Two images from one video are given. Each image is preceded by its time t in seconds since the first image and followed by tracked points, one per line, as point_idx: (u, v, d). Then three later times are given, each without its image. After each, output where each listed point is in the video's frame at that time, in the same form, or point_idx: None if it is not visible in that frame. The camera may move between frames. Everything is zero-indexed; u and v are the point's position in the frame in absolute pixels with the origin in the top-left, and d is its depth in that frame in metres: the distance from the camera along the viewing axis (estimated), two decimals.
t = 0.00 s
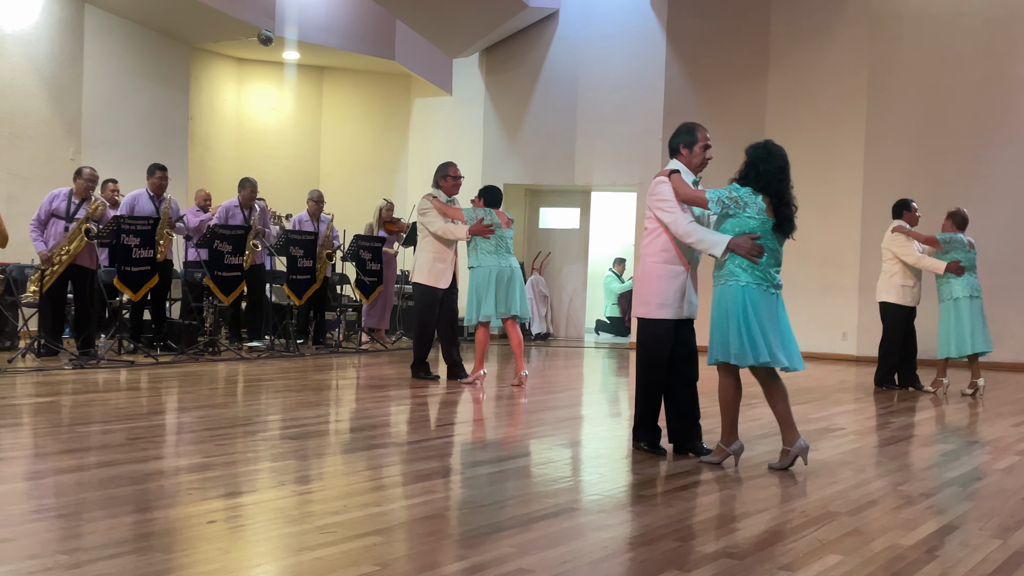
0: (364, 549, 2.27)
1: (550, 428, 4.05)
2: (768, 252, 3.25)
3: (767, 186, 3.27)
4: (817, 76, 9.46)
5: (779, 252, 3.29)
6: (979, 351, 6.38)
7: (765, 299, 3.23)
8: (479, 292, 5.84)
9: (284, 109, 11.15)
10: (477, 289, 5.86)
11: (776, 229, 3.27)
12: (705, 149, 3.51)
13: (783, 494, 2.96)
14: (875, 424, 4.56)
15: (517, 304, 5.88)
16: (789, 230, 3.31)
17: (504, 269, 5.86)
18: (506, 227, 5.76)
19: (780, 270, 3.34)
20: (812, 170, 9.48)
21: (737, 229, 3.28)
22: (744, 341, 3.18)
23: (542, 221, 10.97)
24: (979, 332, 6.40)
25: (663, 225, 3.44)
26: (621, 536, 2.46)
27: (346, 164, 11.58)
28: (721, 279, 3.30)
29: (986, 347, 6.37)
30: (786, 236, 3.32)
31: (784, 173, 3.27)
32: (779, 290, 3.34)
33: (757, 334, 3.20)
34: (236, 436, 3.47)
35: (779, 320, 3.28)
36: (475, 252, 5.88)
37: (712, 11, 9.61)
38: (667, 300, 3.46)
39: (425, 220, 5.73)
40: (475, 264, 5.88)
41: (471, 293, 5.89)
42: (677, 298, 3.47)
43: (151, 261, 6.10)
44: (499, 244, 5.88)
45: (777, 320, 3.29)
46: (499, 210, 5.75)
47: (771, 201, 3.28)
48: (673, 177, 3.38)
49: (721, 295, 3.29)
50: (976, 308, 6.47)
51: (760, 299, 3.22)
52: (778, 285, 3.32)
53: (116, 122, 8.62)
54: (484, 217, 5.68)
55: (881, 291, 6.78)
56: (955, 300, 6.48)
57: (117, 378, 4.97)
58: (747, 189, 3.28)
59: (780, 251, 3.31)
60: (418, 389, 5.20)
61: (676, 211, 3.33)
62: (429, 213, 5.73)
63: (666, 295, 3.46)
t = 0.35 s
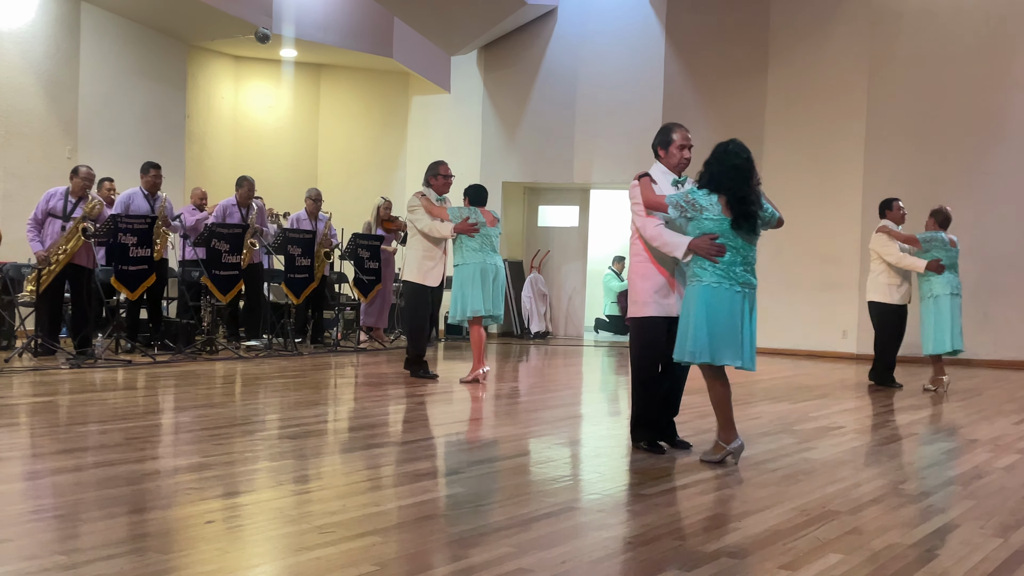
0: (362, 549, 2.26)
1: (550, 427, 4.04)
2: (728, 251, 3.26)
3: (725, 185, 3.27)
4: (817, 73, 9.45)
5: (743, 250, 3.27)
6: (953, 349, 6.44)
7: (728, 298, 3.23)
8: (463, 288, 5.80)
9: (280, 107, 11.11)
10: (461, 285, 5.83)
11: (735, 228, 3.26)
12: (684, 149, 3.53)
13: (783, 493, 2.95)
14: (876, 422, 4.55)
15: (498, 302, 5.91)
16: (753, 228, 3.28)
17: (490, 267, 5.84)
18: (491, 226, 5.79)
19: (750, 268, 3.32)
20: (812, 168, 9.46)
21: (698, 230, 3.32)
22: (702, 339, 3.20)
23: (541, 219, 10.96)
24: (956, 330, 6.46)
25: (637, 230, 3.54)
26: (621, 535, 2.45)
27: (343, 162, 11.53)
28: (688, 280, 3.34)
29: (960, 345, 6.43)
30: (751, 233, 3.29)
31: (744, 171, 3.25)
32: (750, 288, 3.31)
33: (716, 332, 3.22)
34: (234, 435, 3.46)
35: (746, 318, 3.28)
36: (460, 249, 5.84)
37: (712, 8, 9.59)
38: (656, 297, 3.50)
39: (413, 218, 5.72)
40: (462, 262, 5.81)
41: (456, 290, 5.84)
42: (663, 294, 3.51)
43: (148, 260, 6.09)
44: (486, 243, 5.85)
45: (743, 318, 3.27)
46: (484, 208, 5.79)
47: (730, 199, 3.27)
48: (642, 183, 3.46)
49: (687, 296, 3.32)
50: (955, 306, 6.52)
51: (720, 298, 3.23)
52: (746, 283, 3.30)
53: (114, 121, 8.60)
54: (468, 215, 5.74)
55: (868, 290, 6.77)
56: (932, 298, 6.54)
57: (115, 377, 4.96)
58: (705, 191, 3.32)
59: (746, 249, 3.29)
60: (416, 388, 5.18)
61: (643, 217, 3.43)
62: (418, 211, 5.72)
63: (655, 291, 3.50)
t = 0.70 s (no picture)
0: (358, 545, 2.26)
1: (547, 423, 4.04)
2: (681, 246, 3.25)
3: (677, 180, 3.26)
4: (814, 70, 9.45)
5: (697, 245, 3.24)
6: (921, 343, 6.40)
7: (682, 292, 3.22)
8: (441, 285, 5.68)
9: (277, 103, 11.10)
10: (438, 282, 5.70)
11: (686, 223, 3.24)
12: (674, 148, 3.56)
13: (779, 488, 2.95)
14: (873, 418, 4.55)
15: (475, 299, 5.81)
16: (707, 222, 3.24)
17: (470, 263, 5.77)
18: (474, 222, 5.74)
19: (710, 262, 3.27)
20: (810, 164, 9.46)
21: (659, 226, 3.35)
22: (656, 336, 3.23)
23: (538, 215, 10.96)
24: (926, 324, 6.40)
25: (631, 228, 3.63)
26: (618, 530, 2.45)
27: (340, 158, 11.49)
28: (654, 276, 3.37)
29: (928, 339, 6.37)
30: (707, 228, 3.25)
31: (695, 167, 3.23)
32: (712, 283, 3.27)
33: (669, 327, 3.22)
34: (231, 432, 3.46)
35: (705, 312, 3.23)
36: (439, 246, 5.73)
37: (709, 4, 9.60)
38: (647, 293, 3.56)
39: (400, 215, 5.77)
40: (444, 259, 5.68)
41: (436, 287, 5.70)
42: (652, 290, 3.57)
43: (144, 256, 6.08)
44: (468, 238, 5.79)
45: (701, 312, 3.23)
46: (465, 204, 5.77)
47: (681, 194, 3.26)
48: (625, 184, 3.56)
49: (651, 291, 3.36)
50: (923, 301, 6.46)
51: (673, 293, 3.22)
52: (706, 277, 3.26)
53: (110, 117, 8.58)
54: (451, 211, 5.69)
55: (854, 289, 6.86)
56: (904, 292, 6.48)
57: (111, 374, 4.96)
58: (663, 188, 3.33)
59: (703, 244, 3.25)
60: (413, 385, 5.19)
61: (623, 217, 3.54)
62: (404, 207, 5.76)
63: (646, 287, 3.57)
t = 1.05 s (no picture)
0: (355, 539, 2.26)
1: (543, 418, 4.05)
2: (634, 240, 3.38)
3: (635, 177, 3.40)
4: (812, 65, 9.44)
5: (649, 239, 3.34)
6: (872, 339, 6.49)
7: (633, 287, 3.35)
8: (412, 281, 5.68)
9: (273, 98, 11.09)
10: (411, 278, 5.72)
11: (638, 217, 3.36)
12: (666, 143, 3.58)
13: (776, 483, 2.96)
14: (869, 413, 4.56)
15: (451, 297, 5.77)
16: (658, 215, 3.32)
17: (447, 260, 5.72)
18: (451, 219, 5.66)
19: (665, 256, 3.33)
20: (807, 160, 9.46)
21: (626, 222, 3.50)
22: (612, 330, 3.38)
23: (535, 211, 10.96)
24: (885, 320, 6.46)
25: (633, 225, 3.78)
26: (615, 525, 2.46)
27: (337, 153, 11.47)
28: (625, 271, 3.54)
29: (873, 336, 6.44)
30: (659, 221, 3.32)
31: (649, 164, 3.37)
32: (667, 276, 3.32)
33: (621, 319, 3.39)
34: (227, 426, 3.46)
35: (652, 305, 3.32)
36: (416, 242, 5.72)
37: None
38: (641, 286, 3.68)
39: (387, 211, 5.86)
40: (420, 256, 5.67)
41: (411, 282, 5.71)
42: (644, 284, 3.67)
43: (141, 251, 6.07)
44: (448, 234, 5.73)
45: (650, 305, 3.32)
46: (445, 201, 5.68)
47: (637, 189, 3.38)
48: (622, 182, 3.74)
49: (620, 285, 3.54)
50: (892, 296, 6.46)
51: (627, 289, 3.37)
52: (660, 271, 3.33)
53: (108, 113, 8.57)
54: (427, 208, 5.64)
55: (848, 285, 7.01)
56: (872, 285, 6.55)
57: (107, 369, 4.95)
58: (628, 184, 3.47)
59: (656, 237, 3.33)
60: (410, 380, 5.19)
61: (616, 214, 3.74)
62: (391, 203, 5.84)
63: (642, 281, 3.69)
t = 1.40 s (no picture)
0: (354, 534, 2.26)
1: (541, 413, 4.05)
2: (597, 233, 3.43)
3: (600, 169, 3.42)
4: (810, 61, 9.44)
5: (608, 230, 3.35)
6: (849, 332, 6.57)
7: (593, 280, 3.41)
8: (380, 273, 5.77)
9: (271, 93, 11.07)
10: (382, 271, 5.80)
11: (598, 209, 3.40)
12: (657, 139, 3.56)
13: (773, 478, 2.96)
14: (867, 408, 4.57)
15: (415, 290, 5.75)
16: (614, 206, 3.32)
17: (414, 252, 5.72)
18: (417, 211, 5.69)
19: (620, 248, 3.32)
20: (804, 156, 9.46)
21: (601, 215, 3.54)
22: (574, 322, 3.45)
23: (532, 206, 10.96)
24: (868, 314, 6.48)
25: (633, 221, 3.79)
26: (612, 520, 2.46)
27: (334, 149, 11.45)
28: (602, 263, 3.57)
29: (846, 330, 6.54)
30: (615, 212, 3.32)
31: (610, 157, 3.39)
32: (622, 269, 3.31)
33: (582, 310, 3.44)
34: (225, 422, 3.46)
35: (606, 295, 3.33)
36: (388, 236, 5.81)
37: None
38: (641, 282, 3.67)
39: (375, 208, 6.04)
40: (388, 247, 5.73)
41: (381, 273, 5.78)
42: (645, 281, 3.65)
43: (138, 247, 6.07)
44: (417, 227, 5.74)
45: (604, 295, 3.34)
46: (414, 194, 5.70)
47: (600, 182, 3.40)
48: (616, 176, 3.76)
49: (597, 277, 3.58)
50: (878, 292, 6.48)
51: (588, 281, 3.43)
52: (615, 264, 3.33)
53: (105, 109, 8.57)
54: (394, 200, 5.70)
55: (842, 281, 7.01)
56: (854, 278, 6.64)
57: (104, 364, 4.95)
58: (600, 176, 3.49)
59: (613, 228, 3.34)
60: (408, 376, 5.19)
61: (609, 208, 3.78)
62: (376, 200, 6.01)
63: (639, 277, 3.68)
